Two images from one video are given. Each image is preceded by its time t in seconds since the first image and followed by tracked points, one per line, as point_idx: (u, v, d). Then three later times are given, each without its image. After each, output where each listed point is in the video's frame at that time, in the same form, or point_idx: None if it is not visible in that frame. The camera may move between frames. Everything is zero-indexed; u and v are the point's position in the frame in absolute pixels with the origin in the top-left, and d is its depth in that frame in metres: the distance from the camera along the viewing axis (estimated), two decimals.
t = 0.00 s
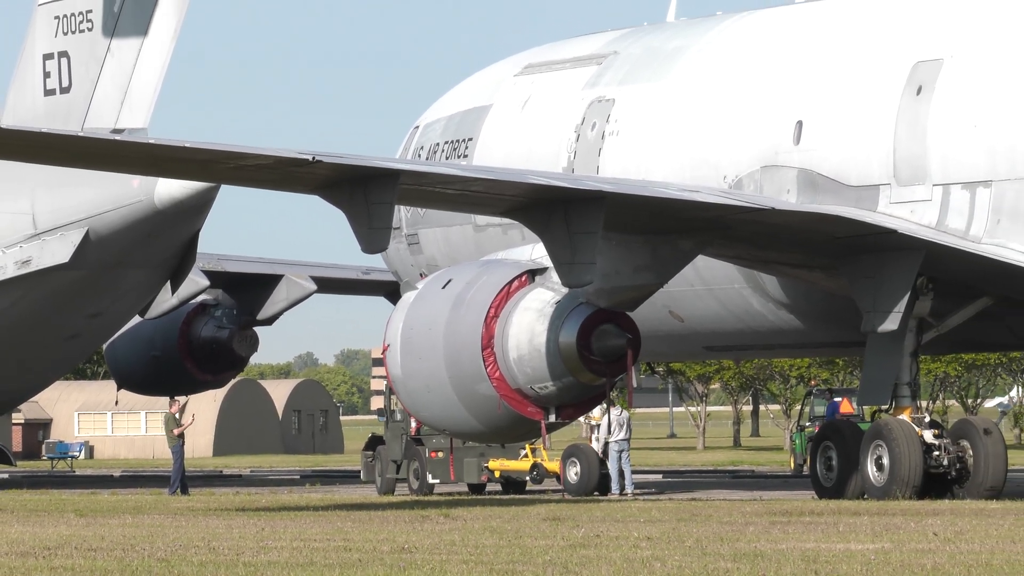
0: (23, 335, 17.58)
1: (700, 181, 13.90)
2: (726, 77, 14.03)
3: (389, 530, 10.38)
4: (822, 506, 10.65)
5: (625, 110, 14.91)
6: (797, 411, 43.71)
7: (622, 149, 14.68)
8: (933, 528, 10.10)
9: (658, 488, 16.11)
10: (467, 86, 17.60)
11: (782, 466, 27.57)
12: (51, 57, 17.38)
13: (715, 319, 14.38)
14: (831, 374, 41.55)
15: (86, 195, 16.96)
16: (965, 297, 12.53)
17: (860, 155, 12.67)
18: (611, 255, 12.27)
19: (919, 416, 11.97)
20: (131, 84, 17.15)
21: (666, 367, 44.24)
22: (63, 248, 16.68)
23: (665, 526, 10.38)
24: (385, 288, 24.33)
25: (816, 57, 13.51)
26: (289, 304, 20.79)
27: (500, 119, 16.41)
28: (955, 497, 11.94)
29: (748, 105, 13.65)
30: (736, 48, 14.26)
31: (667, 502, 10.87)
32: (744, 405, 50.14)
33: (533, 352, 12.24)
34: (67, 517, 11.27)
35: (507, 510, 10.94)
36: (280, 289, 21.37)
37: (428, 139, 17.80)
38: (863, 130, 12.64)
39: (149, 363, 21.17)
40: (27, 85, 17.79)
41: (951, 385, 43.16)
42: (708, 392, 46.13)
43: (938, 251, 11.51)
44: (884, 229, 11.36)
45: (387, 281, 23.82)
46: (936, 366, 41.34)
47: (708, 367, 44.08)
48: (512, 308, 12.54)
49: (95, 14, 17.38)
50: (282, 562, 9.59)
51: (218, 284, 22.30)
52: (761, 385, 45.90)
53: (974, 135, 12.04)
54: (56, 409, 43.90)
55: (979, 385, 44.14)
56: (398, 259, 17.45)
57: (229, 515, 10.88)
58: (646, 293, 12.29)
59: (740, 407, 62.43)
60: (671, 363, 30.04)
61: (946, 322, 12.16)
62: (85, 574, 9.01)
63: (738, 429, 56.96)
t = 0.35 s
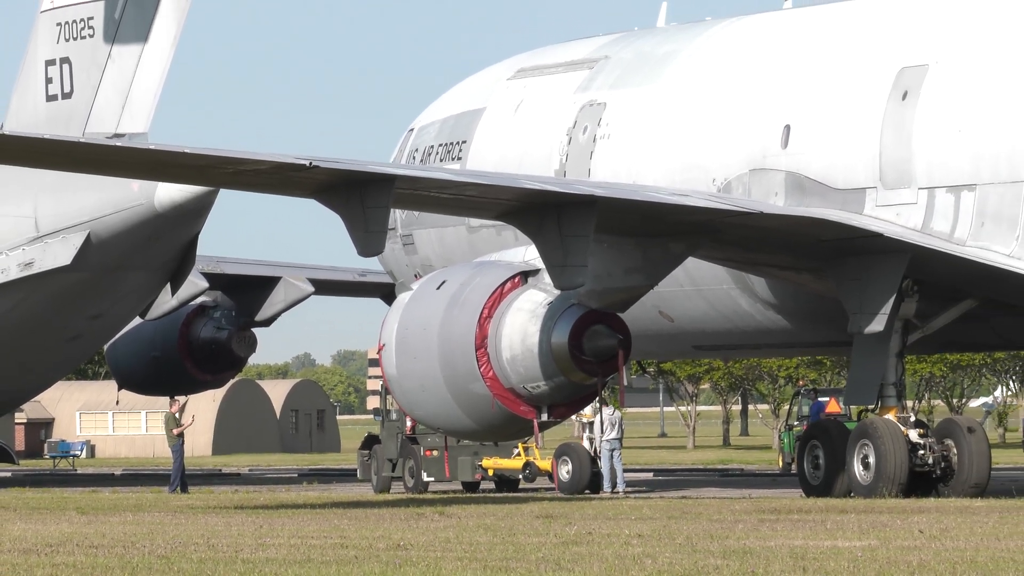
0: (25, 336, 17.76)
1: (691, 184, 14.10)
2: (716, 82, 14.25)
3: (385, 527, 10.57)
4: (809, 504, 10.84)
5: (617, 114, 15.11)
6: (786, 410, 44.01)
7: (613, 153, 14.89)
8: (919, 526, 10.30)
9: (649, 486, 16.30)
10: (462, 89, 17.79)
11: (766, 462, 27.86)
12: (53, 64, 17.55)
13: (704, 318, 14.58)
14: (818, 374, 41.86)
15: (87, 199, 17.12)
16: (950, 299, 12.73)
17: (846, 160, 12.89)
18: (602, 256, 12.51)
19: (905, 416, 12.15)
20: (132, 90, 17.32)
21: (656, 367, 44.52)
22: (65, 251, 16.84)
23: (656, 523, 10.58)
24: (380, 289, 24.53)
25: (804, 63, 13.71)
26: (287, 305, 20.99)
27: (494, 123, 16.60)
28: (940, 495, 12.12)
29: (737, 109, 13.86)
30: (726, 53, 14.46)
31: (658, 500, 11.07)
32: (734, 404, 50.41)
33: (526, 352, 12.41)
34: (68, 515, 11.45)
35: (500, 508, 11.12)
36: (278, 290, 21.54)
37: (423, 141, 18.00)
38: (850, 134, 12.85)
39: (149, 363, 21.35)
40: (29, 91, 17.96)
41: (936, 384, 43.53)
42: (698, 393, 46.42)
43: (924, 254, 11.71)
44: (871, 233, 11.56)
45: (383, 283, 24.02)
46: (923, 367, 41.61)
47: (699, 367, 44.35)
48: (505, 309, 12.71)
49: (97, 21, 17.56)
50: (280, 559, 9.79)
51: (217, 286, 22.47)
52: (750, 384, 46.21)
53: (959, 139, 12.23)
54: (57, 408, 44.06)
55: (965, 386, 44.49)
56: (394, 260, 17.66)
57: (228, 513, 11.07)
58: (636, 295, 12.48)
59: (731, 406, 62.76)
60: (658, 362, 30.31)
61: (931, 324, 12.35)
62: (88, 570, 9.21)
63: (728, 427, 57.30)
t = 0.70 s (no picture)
0: (28, 339, 17.95)
1: (681, 188, 14.34)
2: (693, 94, 14.52)
3: (382, 527, 10.75)
4: (799, 504, 11.02)
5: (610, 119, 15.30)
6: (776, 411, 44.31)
7: (605, 158, 15.09)
8: (907, 525, 10.47)
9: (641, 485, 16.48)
10: (456, 94, 17.95)
11: (750, 460, 28.16)
12: (56, 71, 17.72)
13: (694, 320, 14.76)
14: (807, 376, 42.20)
15: (90, 204, 17.29)
16: (936, 302, 12.94)
17: (834, 165, 13.10)
18: (594, 259, 12.69)
19: (892, 417, 12.29)
20: (134, 97, 17.49)
21: (648, 369, 44.78)
22: (67, 255, 17.02)
23: (648, 523, 10.76)
24: (377, 292, 24.70)
25: (794, 69, 13.91)
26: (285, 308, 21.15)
27: (488, 127, 16.78)
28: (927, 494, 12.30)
29: (728, 115, 14.06)
30: (716, 59, 14.67)
31: (650, 500, 11.25)
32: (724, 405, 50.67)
33: (519, 354, 12.61)
34: (71, 514, 11.63)
35: (495, 507, 11.30)
36: (276, 293, 21.65)
37: (418, 145, 18.15)
38: (837, 140, 13.06)
39: (149, 365, 21.55)
40: (32, 98, 18.13)
41: (923, 385, 43.86)
42: (689, 394, 46.66)
43: (910, 258, 11.92)
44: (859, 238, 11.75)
45: (380, 286, 24.19)
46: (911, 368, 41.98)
47: (690, 368, 44.58)
48: (499, 311, 12.88)
49: (99, 29, 17.72)
50: (279, 557, 9.97)
51: (217, 289, 22.58)
52: (741, 386, 46.48)
53: (945, 145, 12.41)
54: (61, 409, 44.23)
55: (951, 387, 44.83)
56: (390, 261, 17.78)
57: (227, 512, 11.25)
58: (628, 297, 12.72)
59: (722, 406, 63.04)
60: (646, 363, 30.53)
61: (917, 327, 12.53)
62: (91, 568, 9.39)
63: (718, 427, 57.58)
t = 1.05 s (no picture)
0: (34, 343, 18.16)
1: (672, 194, 14.56)
2: (684, 102, 14.77)
3: (380, 527, 10.94)
4: (789, 504, 11.20)
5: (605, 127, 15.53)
6: (768, 413, 44.64)
7: (598, 165, 15.32)
8: (895, 526, 10.67)
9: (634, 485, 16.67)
10: (453, 102, 18.16)
11: (735, 462, 28.41)
12: (59, 80, 17.92)
13: (685, 324, 14.95)
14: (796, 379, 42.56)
15: (93, 210, 17.49)
16: (922, 306, 13.15)
17: (821, 173, 13.34)
18: (587, 266, 12.71)
19: (879, 419, 12.48)
20: (137, 105, 17.69)
21: (641, 372, 45.03)
22: (72, 261, 17.19)
23: (641, 523, 10.96)
24: (376, 297, 24.88)
25: (784, 79, 14.13)
26: (285, 313, 21.35)
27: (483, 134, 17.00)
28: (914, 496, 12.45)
29: (719, 124, 14.28)
30: (708, 69, 14.92)
31: (643, 501, 11.44)
32: (715, 408, 50.96)
33: (514, 357, 12.83)
34: (75, 515, 11.83)
35: (491, 508, 11.49)
36: (274, 299, 21.81)
37: (414, 152, 18.33)
38: (825, 148, 13.30)
39: (151, 368, 21.77)
40: (37, 106, 18.34)
41: (910, 388, 44.20)
42: (681, 398, 46.85)
43: (897, 264, 12.09)
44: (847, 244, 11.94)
45: (378, 291, 24.38)
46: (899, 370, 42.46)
47: (682, 372, 44.73)
48: (494, 316, 13.08)
49: (102, 38, 17.93)
50: (279, 557, 10.17)
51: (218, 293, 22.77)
52: (732, 390, 46.75)
53: (931, 152, 12.61)
54: (64, 411, 44.42)
55: (939, 390, 45.16)
56: (387, 266, 17.98)
57: (228, 513, 11.44)
58: (619, 302, 12.79)
59: (715, 409, 63.31)
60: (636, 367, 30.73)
61: (905, 331, 12.73)
62: (96, 568, 9.59)
63: (710, 429, 57.86)
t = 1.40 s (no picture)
0: (38, 345, 18.39)
1: (663, 200, 14.71)
2: (675, 110, 14.96)
3: (378, 526, 11.14)
4: (779, 503, 11.39)
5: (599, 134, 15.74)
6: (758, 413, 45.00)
7: (590, 171, 15.49)
8: (883, 524, 10.87)
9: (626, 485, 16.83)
10: (449, 109, 18.37)
11: (722, 464, 28.70)
12: (63, 86, 18.09)
13: (676, 327, 15.16)
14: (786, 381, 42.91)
15: (96, 214, 17.70)
16: (908, 309, 13.34)
17: (810, 179, 13.52)
18: (579, 269, 13.01)
19: (865, 420, 12.74)
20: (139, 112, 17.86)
21: (634, 373, 45.29)
22: (75, 264, 17.42)
23: (634, 521, 11.16)
24: (374, 300, 25.09)
25: (774, 86, 14.32)
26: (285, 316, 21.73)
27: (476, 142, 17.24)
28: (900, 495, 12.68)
29: (710, 130, 14.46)
30: (699, 76, 15.12)
31: (637, 500, 11.64)
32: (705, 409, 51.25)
33: (507, 359, 13.01)
34: (78, 514, 12.03)
35: (487, 507, 11.69)
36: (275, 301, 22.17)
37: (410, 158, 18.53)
38: (813, 155, 13.48)
39: (153, 370, 21.96)
40: (41, 112, 18.51)
41: (899, 389, 44.51)
42: (673, 398, 47.09)
43: (882, 267, 12.31)
44: (835, 247, 12.12)
45: (377, 294, 24.58)
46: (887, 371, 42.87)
47: (674, 373, 44.97)
48: (488, 319, 13.28)
49: (105, 45, 18.11)
50: (279, 555, 10.39)
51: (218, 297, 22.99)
52: (723, 391, 47.05)
53: (917, 159, 12.82)
54: (68, 412, 44.63)
55: (926, 391, 45.47)
56: (383, 271, 18.17)
57: (228, 511, 11.65)
58: (612, 305, 13.01)
59: (707, 409, 63.58)
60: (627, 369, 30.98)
61: (890, 333, 13.05)
62: (100, 566, 9.80)
63: (701, 429, 58.19)
